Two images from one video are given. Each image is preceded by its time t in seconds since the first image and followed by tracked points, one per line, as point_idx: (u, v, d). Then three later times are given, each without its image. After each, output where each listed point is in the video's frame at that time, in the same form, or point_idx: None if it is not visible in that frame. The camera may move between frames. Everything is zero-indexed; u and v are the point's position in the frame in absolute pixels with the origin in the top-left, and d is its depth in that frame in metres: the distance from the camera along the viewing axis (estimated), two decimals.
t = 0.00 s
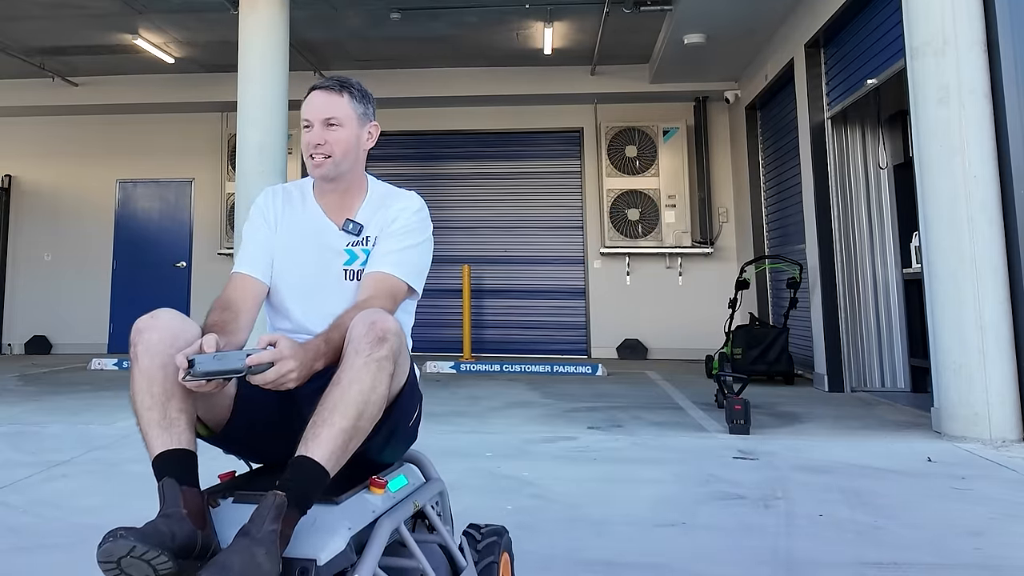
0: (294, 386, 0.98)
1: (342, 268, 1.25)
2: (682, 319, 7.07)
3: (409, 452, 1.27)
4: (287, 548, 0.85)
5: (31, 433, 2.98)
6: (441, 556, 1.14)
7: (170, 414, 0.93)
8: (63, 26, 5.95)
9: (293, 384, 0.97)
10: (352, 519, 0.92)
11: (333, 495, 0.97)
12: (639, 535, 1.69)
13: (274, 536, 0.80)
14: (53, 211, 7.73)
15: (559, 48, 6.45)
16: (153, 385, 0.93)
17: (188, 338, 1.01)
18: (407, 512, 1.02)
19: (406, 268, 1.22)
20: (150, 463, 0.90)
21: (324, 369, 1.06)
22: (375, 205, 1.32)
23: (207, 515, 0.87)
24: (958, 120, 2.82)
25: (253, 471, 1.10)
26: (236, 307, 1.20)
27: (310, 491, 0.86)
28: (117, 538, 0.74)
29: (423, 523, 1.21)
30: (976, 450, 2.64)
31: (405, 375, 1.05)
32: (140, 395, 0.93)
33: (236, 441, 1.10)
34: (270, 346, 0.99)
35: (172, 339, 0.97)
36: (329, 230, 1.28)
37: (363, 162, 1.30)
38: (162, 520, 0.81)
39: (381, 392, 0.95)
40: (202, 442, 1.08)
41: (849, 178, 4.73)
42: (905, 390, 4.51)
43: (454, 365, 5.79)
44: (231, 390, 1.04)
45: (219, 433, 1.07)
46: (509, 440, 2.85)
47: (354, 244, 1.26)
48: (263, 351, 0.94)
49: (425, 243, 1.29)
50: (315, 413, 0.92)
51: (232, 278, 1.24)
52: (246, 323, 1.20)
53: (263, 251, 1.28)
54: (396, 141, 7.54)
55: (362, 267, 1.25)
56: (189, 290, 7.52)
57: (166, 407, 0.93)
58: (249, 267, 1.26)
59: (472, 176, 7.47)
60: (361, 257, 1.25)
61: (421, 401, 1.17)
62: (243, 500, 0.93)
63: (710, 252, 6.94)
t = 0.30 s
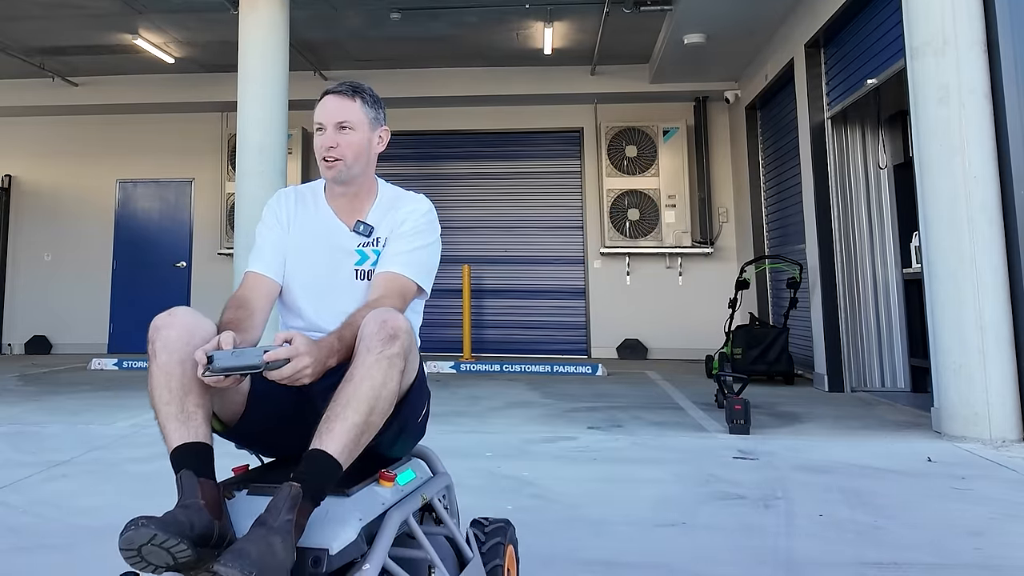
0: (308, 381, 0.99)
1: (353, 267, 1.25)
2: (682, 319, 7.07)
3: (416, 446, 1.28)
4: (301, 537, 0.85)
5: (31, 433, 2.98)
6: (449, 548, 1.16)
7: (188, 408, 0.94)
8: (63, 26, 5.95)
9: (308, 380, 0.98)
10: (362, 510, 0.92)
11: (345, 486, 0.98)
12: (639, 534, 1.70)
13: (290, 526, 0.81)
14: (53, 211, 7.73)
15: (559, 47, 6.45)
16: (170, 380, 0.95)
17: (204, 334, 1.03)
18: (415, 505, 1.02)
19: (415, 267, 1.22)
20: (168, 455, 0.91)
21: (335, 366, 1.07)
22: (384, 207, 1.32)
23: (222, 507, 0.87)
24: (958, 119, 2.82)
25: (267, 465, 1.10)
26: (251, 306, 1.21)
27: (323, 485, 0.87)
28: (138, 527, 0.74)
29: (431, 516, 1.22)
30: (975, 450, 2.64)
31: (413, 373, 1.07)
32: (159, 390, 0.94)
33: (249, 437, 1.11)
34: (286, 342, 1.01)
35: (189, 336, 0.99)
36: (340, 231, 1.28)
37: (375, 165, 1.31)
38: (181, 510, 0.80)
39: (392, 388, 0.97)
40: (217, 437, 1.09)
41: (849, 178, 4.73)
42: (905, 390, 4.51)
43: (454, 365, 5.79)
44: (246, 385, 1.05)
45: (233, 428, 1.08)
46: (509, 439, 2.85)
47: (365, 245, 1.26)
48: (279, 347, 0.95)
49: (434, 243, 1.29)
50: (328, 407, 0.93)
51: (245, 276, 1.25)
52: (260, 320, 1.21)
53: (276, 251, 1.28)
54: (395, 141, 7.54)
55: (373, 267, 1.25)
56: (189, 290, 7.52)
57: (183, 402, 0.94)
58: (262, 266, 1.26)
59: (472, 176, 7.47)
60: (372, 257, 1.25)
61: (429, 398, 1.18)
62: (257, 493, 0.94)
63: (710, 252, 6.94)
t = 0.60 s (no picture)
0: (319, 376, 1.02)
1: (363, 268, 1.25)
2: (682, 319, 7.07)
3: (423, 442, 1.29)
4: (311, 525, 0.87)
5: (31, 433, 2.98)
6: (455, 539, 1.17)
7: (203, 402, 0.96)
8: (63, 26, 5.95)
9: (319, 375, 1.01)
10: (370, 500, 0.93)
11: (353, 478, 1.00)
12: (640, 535, 1.69)
13: (302, 514, 0.83)
14: (53, 211, 7.73)
15: (559, 47, 6.45)
16: (186, 375, 0.96)
17: (219, 332, 1.04)
18: (422, 498, 1.03)
19: (424, 268, 1.23)
20: (184, 448, 0.93)
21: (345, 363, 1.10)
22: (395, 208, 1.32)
23: (235, 496, 0.90)
24: (958, 119, 2.82)
25: (279, 458, 1.11)
26: (264, 304, 1.22)
27: (333, 476, 0.88)
28: (156, 514, 0.76)
29: (437, 507, 1.23)
30: (975, 450, 2.64)
31: (421, 370, 1.09)
32: (175, 385, 0.96)
33: (261, 433, 1.12)
34: (298, 340, 1.02)
35: (205, 334, 1.01)
36: (351, 231, 1.28)
37: (387, 169, 1.31)
38: (196, 499, 0.82)
39: (400, 383, 0.99)
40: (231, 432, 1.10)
41: (849, 178, 4.73)
42: (905, 390, 4.51)
43: (454, 365, 5.79)
44: (259, 381, 1.05)
45: (246, 422, 1.08)
46: (510, 439, 2.85)
47: (375, 247, 1.27)
48: (291, 343, 0.98)
49: (443, 245, 1.30)
50: (338, 402, 0.95)
51: (258, 275, 1.26)
52: (272, 317, 1.22)
53: (288, 250, 1.29)
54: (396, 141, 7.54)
55: (382, 268, 1.25)
56: (189, 290, 7.52)
57: (199, 396, 0.96)
58: (275, 265, 1.27)
59: (472, 176, 7.47)
60: (382, 258, 1.26)
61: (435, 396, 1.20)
62: (269, 484, 0.95)
63: (710, 252, 6.94)
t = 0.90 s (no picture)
0: (327, 371, 1.04)
1: (373, 269, 1.28)
2: (682, 319, 7.07)
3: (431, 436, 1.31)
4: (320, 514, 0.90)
5: (31, 433, 2.98)
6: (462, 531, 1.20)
7: (217, 396, 0.99)
8: (63, 26, 5.95)
9: (327, 370, 1.03)
10: (377, 490, 0.96)
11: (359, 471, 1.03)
12: (640, 535, 1.69)
13: (309, 503, 0.85)
14: (53, 211, 7.73)
15: (559, 47, 6.45)
16: (200, 370, 1.00)
17: (232, 330, 1.07)
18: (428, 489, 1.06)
19: (432, 270, 1.25)
20: (199, 440, 0.96)
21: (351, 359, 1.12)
22: (405, 211, 1.34)
23: (247, 485, 0.92)
24: (958, 119, 2.82)
25: (292, 451, 1.14)
26: (276, 303, 1.24)
27: (339, 466, 0.91)
28: (169, 501, 0.80)
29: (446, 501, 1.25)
30: (975, 450, 2.64)
31: (426, 366, 1.11)
32: (189, 379, 0.99)
33: (274, 427, 1.15)
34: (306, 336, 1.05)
35: (218, 331, 1.04)
36: (361, 233, 1.30)
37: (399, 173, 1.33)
38: (209, 488, 0.85)
39: (404, 378, 1.01)
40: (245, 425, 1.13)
41: (849, 177, 4.73)
42: (905, 390, 4.51)
43: (454, 365, 5.79)
44: (271, 374, 1.09)
45: (259, 417, 1.12)
46: (510, 439, 2.85)
47: (384, 248, 1.29)
48: (299, 339, 1.00)
49: (450, 246, 1.31)
50: (344, 396, 0.98)
51: (271, 275, 1.28)
52: (284, 315, 1.25)
53: (300, 251, 1.31)
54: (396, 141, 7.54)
55: (391, 268, 1.27)
56: (189, 290, 7.52)
57: (213, 390, 0.99)
58: (287, 266, 1.29)
59: (472, 176, 7.47)
60: (391, 259, 1.28)
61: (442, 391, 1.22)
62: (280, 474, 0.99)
63: (710, 252, 6.94)
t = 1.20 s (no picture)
0: (337, 368, 1.08)
1: (384, 269, 1.33)
2: (682, 319, 7.07)
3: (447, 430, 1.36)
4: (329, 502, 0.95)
5: (31, 433, 2.97)
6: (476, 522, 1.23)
7: (232, 390, 1.03)
8: (63, 26, 5.95)
9: (336, 367, 1.07)
10: (384, 480, 1.01)
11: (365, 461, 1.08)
12: (640, 535, 1.69)
13: (317, 491, 0.89)
14: (53, 211, 7.73)
15: (559, 47, 6.45)
16: (216, 365, 1.04)
17: (249, 326, 1.11)
18: (435, 480, 1.10)
19: (440, 269, 1.29)
20: (216, 431, 1.00)
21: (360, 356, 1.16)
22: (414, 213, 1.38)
23: (260, 473, 0.98)
24: (958, 119, 2.82)
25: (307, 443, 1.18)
26: (290, 302, 1.29)
27: (347, 456, 0.95)
28: (186, 488, 0.86)
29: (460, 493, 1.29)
30: (975, 450, 2.64)
31: (433, 362, 1.14)
32: (206, 373, 1.04)
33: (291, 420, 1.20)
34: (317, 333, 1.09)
35: (234, 328, 1.08)
36: (372, 234, 1.35)
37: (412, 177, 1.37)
38: (224, 476, 0.91)
39: (411, 373, 1.04)
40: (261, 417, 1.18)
41: (849, 177, 4.73)
42: (905, 390, 4.52)
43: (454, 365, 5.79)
44: (286, 370, 1.14)
45: (276, 410, 1.17)
46: (510, 439, 2.85)
47: (394, 248, 1.34)
48: (309, 337, 1.05)
49: (458, 247, 1.36)
50: (353, 391, 1.01)
51: (287, 275, 1.33)
52: (298, 313, 1.30)
53: (314, 251, 1.36)
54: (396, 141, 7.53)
55: (401, 268, 1.32)
56: (189, 290, 7.52)
57: (228, 384, 1.03)
58: (302, 265, 1.35)
59: (472, 176, 7.47)
60: (401, 259, 1.33)
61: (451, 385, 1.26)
62: (293, 464, 1.04)
63: (710, 252, 6.95)
